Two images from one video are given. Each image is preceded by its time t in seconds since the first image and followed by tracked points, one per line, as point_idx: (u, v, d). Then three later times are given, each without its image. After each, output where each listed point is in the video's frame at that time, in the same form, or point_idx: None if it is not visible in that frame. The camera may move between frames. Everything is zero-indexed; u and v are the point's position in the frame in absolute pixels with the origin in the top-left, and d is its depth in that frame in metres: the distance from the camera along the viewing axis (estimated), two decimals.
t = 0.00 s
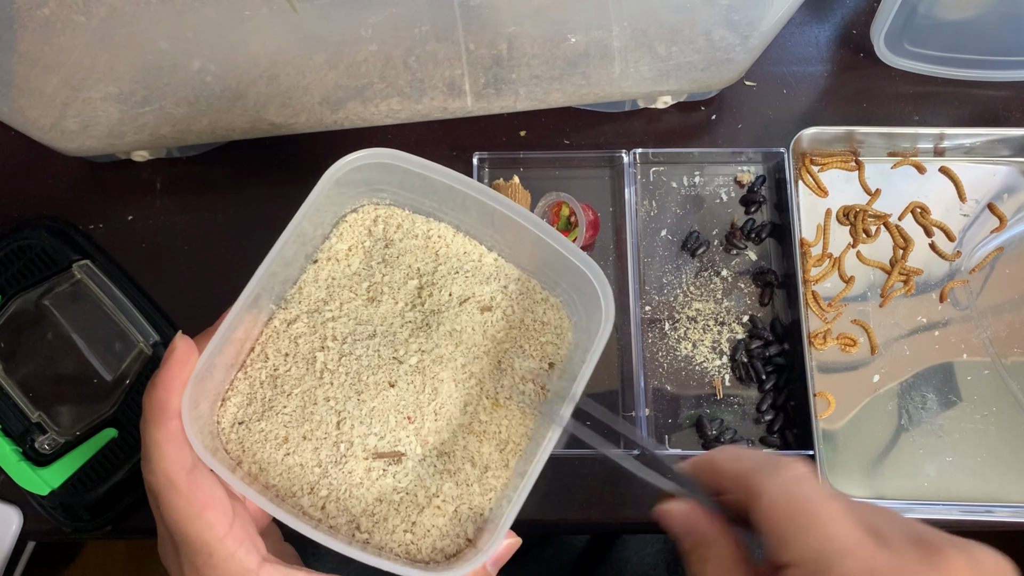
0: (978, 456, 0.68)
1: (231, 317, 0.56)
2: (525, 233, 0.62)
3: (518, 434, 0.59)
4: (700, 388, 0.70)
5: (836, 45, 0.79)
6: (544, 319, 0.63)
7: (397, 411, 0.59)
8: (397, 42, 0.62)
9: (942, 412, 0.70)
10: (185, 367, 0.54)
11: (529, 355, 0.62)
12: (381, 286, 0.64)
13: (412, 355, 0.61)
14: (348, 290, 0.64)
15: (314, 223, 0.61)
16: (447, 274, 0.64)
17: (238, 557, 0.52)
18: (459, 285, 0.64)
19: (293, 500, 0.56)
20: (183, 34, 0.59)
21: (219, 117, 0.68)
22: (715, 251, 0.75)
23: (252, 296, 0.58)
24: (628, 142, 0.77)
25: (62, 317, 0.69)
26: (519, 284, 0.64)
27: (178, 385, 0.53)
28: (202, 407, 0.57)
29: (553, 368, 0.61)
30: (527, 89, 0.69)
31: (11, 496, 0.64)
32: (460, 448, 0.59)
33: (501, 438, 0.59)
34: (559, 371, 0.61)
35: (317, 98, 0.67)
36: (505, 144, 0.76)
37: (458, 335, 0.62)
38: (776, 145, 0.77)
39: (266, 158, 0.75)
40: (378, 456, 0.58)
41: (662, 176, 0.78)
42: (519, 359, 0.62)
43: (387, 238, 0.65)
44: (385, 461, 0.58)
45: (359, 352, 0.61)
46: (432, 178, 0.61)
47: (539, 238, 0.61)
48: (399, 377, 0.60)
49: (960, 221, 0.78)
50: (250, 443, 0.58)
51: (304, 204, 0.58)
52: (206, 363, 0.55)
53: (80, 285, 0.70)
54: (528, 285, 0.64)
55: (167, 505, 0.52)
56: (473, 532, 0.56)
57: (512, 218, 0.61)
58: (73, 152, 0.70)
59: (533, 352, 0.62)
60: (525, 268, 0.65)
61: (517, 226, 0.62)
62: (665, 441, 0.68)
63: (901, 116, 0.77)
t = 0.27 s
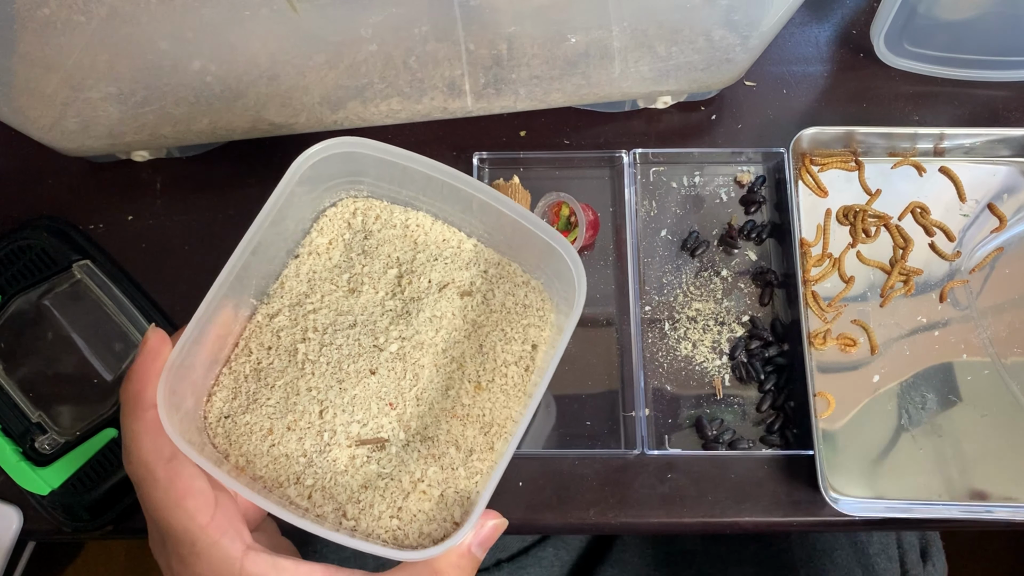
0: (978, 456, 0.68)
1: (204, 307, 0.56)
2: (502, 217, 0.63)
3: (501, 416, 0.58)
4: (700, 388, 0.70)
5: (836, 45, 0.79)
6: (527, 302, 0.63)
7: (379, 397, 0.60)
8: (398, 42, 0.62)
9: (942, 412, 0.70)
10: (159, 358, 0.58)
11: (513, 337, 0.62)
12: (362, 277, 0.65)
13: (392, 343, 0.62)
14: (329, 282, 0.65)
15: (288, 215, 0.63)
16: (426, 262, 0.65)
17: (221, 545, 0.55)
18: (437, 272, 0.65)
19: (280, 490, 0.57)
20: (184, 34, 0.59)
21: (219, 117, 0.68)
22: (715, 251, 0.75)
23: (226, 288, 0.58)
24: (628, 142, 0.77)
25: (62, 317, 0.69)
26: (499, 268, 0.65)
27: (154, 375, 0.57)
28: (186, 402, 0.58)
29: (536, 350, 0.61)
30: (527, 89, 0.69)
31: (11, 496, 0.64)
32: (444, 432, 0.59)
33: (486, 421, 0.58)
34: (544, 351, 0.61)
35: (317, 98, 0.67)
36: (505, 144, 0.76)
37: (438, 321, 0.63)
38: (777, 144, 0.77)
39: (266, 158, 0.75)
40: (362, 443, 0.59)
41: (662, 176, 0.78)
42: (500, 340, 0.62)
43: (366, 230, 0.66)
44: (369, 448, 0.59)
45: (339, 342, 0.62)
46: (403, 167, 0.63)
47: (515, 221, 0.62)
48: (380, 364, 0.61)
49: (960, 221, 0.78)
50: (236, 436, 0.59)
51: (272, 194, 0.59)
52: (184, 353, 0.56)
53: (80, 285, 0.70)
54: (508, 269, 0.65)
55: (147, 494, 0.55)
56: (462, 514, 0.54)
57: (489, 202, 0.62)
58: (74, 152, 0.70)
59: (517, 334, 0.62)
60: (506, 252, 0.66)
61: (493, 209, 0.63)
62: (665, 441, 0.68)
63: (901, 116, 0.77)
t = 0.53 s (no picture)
0: (978, 457, 0.68)
1: (187, 301, 0.56)
2: (489, 198, 0.63)
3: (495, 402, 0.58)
4: (700, 389, 0.70)
5: (836, 46, 0.79)
6: (519, 283, 0.63)
7: (370, 385, 0.60)
8: (398, 43, 0.62)
9: (942, 412, 0.70)
10: (142, 353, 0.57)
11: (506, 318, 0.62)
12: (349, 264, 0.65)
13: (382, 329, 0.62)
14: (316, 271, 0.65)
15: (270, 206, 0.63)
16: (413, 246, 0.65)
17: (216, 540, 0.56)
18: (425, 256, 0.65)
19: (276, 483, 0.57)
20: (184, 34, 0.59)
21: (219, 117, 0.68)
22: (715, 251, 0.75)
23: (209, 281, 0.58)
24: (628, 141, 0.77)
25: (62, 317, 0.69)
26: (489, 251, 0.65)
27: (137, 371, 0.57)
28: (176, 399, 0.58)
29: (529, 332, 0.61)
30: (527, 89, 0.69)
31: (11, 496, 0.64)
32: (438, 418, 0.58)
33: (481, 405, 0.58)
34: (538, 333, 0.60)
35: (317, 98, 0.67)
36: (505, 144, 0.76)
37: (427, 306, 0.63)
38: (777, 144, 0.77)
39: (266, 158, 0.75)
40: (355, 432, 0.59)
41: (662, 176, 0.78)
42: (490, 323, 0.62)
43: (353, 216, 0.66)
44: (363, 437, 0.59)
45: (328, 331, 0.62)
46: (385, 151, 0.63)
47: (503, 201, 0.62)
48: (370, 352, 0.61)
49: (960, 221, 0.78)
50: (228, 430, 0.59)
51: (249, 185, 0.58)
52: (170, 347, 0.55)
53: (81, 286, 0.70)
54: (497, 250, 0.65)
55: (137, 490, 0.55)
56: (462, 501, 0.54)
57: (475, 182, 0.62)
58: (74, 152, 0.70)
59: (508, 315, 0.62)
60: (496, 233, 0.66)
61: (479, 190, 0.62)
62: (665, 441, 0.68)
63: (901, 116, 0.77)
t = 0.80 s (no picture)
0: (978, 456, 0.68)
1: (173, 323, 0.55)
2: (476, 214, 0.63)
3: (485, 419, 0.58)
4: (700, 388, 0.70)
5: (836, 45, 0.79)
6: (508, 298, 0.63)
7: (359, 403, 0.60)
8: (398, 43, 0.62)
9: (942, 411, 0.70)
10: (128, 375, 0.57)
11: (495, 334, 0.62)
12: (338, 281, 0.65)
13: (370, 347, 0.62)
14: (305, 289, 0.65)
15: (257, 225, 0.62)
16: (402, 263, 0.65)
17: (207, 560, 0.56)
18: (414, 272, 0.65)
19: (265, 503, 0.57)
20: (183, 34, 0.59)
21: (219, 117, 0.68)
22: (715, 251, 0.75)
23: (197, 301, 0.58)
24: (628, 141, 0.77)
25: (62, 317, 0.69)
26: (477, 267, 0.65)
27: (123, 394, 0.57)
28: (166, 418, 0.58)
29: (518, 348, 0.61)
30: (527, 89, 0.69)
31: (10, 496, 0.63)
32: (428, 436, 0.58)
33: (471, 422, 0.58)
34: (527, 348, 0.60)
35: (317, 98, 0.67)
36: (505, 144, 0.76)
37: (416, 322, 0.63)
38: (777, 144, 0.77)
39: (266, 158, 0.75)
40: (345, 451, 0.59)
41: (662, 176, 0.78)
42: (478, 339, 0.62)
43: (341, 234, 0.66)
44: (352, 455, 0.59)
45: (317, 349, 0.62)
46: (370, 167, 0.63)
47: (490, 217, 0.62)
48: (359, 370, 0.61)
49: (960, 221, 0.78)
50: (218, 450, 0.59)
51: (235, 205, 0.58)
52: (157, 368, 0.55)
53: (80, 286, 0.70)
54: (485, 266, 0.65)
55: (125, 511, 0.56)
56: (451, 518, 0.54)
57: (462, 197, 0.62)
58: (73, 152, 0.70)
59: (497, 331, 0.62)
60: (485, 246, 0.65)
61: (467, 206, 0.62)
62: (665, 441, 0.68)
63: (901, 116, 0.77)
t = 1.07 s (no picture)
0: (978, 456, 0.68)
1: (167, 340, 0.56)
2: (469, 227, 0.63)
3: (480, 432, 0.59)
4: (700, 388, 0.70)
5: (836, 45, 0.79)
6: (503, 309, 0.63)
7: (355, 419, 0.61)
8: (398, 43, 0.62)
9: (942, 411, 0.70)
10: (121, 398, 0.57)
11: (490, 346, 0.62)
12: (331, 296, 0.65)
13: (366, 361, 0.62)
14: (298, 304, 0.65)
15: (250, 241, 0.63)
16: (396, 276, 0.66)
17: None
18: (408, 286, 0.65)
19: (262, 521, 0.57)
20: (183, 34, 0.59)
21: (219, 117, 0.68)
22: (715, 251, 0.75)
23: (191, 319, 0.58)
24: (629, 141, 0.77)
25: (63, 317, 0.69)
26: (472, 279, 0.65)
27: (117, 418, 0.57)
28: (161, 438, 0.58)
29: (513, 359, 0.61)
30: (527, 90, 0.69)
31: (10, 497, 0.63)
32: (424, 450, 0.59)
33: (467, 435, 0.59)
34: (523, 359, 0.61)
35: (317, 98, 0.67)
36: (505, 144, 0.76)
37: (411, 335, 0.64)
38: (777, 144, 0.77)
39: (266, 158, 0.75)
40: (341, 467, 0.59)
41: (662, 176, 0.78)
42: (471, 351, 0.62)
43: (333, 248, 0.67)
44: (348, 472, 0.59)
45: (311, 365, 0.62)
46: (362, 181, 0.63)
47: (484, 229, 0.63)
48: (355, 385, 0.61)
49: (960, 221, 0.78)
50: (214, 470, 0.58)
51: (227, 223, 0.58)
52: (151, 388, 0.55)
53: (80, 286, 0.70)
54: (479, 277, 0.65)
55: (124, 535, 0.56)
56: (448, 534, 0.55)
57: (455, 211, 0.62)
58: (73, 152, 0.70)
59: (491, 344, 0.62)
60: (479, 257, 0.66)
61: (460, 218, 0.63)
62: (665, 441, 0.68)
63: (901, 116, 0.77)
